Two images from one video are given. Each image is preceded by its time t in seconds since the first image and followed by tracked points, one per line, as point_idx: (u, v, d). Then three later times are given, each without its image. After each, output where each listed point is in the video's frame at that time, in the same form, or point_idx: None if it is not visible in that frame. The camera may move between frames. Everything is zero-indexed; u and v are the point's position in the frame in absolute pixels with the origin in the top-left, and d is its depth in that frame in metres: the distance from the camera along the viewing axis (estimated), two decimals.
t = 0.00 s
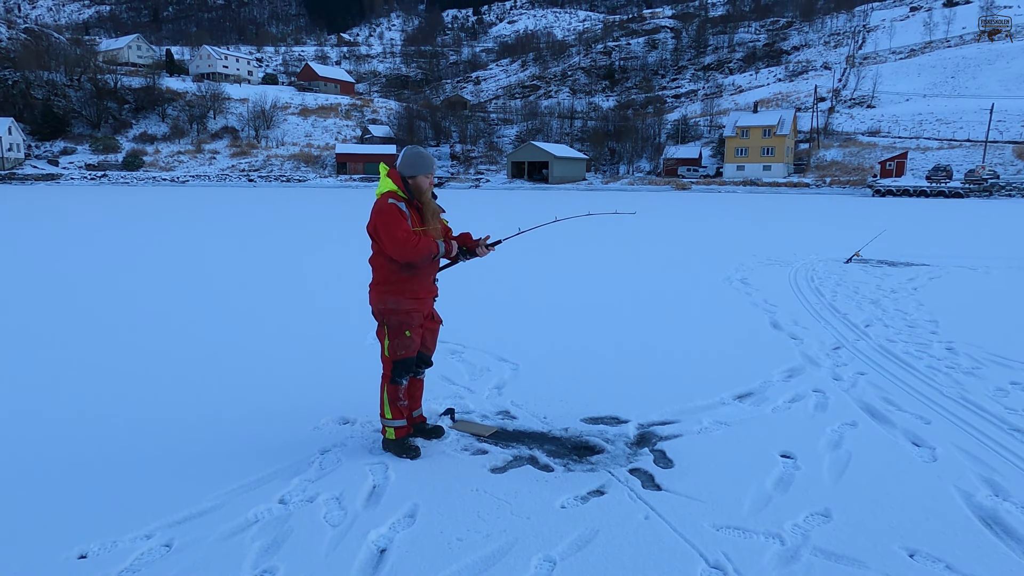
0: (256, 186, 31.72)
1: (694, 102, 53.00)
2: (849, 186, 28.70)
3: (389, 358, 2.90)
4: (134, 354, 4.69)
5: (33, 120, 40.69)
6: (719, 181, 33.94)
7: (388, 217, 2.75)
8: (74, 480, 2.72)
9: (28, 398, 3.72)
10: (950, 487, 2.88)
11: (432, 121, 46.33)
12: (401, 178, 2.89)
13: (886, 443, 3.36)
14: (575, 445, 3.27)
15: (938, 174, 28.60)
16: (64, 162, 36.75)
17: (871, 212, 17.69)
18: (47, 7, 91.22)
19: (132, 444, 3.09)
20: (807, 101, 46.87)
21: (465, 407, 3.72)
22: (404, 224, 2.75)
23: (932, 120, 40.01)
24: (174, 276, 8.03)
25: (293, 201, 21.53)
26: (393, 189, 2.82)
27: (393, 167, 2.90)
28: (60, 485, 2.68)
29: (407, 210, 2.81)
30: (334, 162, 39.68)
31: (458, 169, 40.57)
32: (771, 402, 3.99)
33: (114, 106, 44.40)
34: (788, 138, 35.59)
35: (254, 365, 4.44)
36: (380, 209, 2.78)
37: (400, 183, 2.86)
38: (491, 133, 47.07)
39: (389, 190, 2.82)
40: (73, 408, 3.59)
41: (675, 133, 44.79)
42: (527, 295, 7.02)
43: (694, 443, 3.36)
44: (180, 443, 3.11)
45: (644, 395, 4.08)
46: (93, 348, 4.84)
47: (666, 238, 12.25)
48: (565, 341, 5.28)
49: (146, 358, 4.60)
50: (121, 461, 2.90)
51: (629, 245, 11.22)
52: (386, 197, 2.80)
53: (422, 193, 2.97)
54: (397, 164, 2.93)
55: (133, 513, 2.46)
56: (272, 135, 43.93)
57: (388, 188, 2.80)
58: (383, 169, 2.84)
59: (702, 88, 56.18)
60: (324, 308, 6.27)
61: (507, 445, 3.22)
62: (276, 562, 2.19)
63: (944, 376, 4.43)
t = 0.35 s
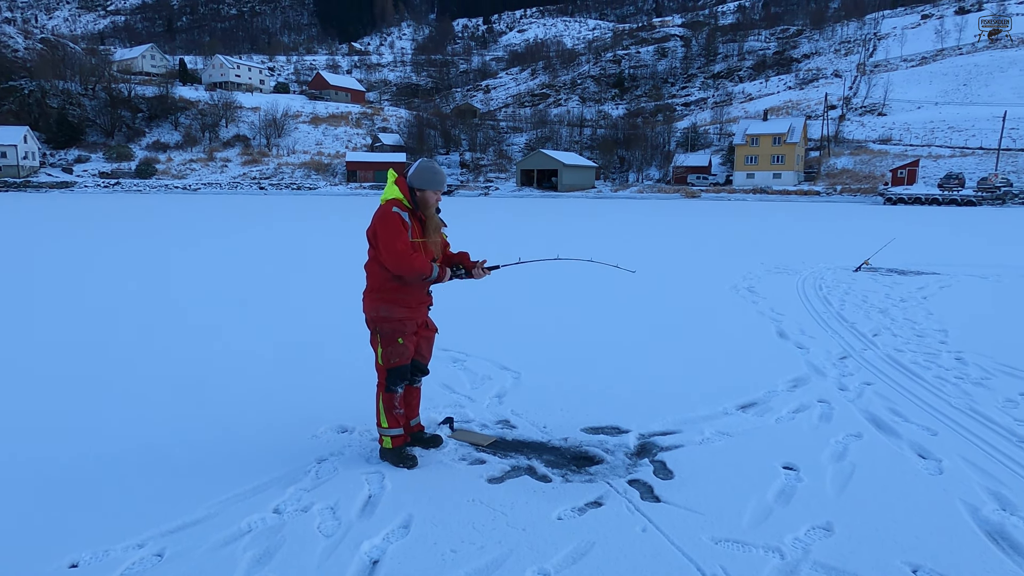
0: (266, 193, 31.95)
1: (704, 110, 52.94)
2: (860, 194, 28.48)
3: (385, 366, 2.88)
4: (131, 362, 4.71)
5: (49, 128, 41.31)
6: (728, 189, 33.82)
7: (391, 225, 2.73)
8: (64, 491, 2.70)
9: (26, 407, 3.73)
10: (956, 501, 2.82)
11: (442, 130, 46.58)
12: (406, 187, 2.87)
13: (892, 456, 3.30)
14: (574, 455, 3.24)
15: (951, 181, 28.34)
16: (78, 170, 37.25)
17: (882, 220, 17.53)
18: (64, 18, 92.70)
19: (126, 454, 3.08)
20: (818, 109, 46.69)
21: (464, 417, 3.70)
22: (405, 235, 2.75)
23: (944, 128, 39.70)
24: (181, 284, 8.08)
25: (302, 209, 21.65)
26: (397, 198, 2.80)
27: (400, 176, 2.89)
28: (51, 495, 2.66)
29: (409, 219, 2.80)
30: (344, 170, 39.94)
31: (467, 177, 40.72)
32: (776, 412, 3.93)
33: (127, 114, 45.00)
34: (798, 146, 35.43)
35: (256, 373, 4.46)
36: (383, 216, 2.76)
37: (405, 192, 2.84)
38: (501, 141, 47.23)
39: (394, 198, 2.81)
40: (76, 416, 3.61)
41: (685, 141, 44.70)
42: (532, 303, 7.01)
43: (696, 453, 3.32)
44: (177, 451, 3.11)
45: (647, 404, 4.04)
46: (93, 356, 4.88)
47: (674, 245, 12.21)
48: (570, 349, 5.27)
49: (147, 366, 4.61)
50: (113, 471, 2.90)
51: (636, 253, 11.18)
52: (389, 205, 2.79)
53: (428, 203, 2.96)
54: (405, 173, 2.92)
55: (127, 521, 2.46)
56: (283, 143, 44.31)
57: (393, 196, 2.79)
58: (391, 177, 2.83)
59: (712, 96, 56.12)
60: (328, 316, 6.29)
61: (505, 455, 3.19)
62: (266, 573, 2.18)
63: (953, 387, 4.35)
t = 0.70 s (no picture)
0: (275, 199, 32.12)
1: (712, 115, 52.82)
2: (869, 200, 28.26)
3: (384, 370, 2.87)
4: (135, 367, 4.73)
5: (60, 134, 41.73)
6: (736, 194, 33.66)
7: (393, 229, 2.73)
8: (64, 495, 2.71)
9: (28, 410, 3.74)
10: (965, 510, 2.77)
11: (449, 135, 46.67)
12: (412, 192, 2.88)
13: (899, 463, 3.25)
14: (576, 461, 3.23)
15: (960, 187, 28.13)
16: (88, 176, 37.57)
17: (891, 225, 17.41)
18: (75, 24, 93.67)
19: (125, 458, 3.08)
20: (826, 114, 46.50)
21: (467, 421, 3.69)
22: (408, 240, 2.75)
23: (953, 133, 39.42)
24: (189, 288, 8.14)
25: (308, 214, 21.75)
26: (401, 203, 2.81)
27: (405, 181, 2.88)
28: (49, 500, 2.66)
29: (413, 224, 2.80)
30: (352, 175, 40.11)
31: (474, 182, 40.81)
32: (780, 419, 3.89)
33: (137, 120, 45.40)
34: (806, 151, 35.25)
35: (262, 377, 4.45)
36: (386, 221, 2.76)
37: (410, 198, 2.84)
38: (508, 147, 47.32)
39: (398, 203, 2.81)
40: (79, 418, 3.62)
41: (692, 146, 44.59)
42: (536, 308, 6.99)
43: (699, 460, 3.29)
44: (177, 455, 3.11)
45: (650, 411, 4.01)
46: (97, 359, 4.89)
47: (680, 250, 12.17)
48: (574, 355, 5.24)
49: (149, 370, 4.62)
50: (111, 475, 2.89)
51: (644, 258, 11.15)
52: (393, 210, 2.79)
53: (432, 210, 2.96)
54: (410, 178, 2.93)
55: (126, 528, 2.46)
56: (292, 149, 44.56)
57: (397, 202, 2.80)
58: (396, 184, 2.84)
59: (720, 101, 55.99)
60: (333, 321, 6.30)
61: (505, 461, 3.18)
62: None
63: (960, 394, 4.29)
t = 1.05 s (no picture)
0: (284, 204, 32.35)
1: (721, 121, 52.76)
2: (879, 205, 28.06)
3: (390, 373, 2.87)
4: (142, 371, 4.75)
5: (74, 140, 42.26)
6: (745, 200, 33.54)
7: (401, 233, 2.73)
8: (69, 498, 2.71)
9: (35, 414, 3.76)
10: (977, 519, 2.74)
11: (458, 141, 46.83)
12: (420, 197, 2.87)
13: (911, 471, 3.21)
14: (583, 466, 3.20)
15: (972, 193, 27.90)
16: (100, 181, 37.98)
17: (901, 231, 17.27)
18: (90, 32, 95.01)
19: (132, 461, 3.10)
20: (836, 120, 46.32)
21: (473, 426, 3.68)
22: (417, 244, 2.75)
23: (965, 138, 39.11)
24: (197, 292, 8.20)
25: (317, 219, 21.89)
26: (409, 207, 2.80)
27: (414, 186, 2.89)
28: (57, 504, 2.66)
29: (421, 229, 2.80)
30: (361, 181, 40.32)
31: (483, 188, 40.90)
32: (790, 425, 3.86)
33: (149, 126, 45.92)
34: (816, 157, 35.08)
35: (270, 382, 4.48)
36: (395, 225, 2.76)
37: (418, 203, 2.85)
38: (517, 152, 47.42)
39: (406, 207, 2.81)
40: (86, 423, 3.64)
41: (701, 152, 44.48)
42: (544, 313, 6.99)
43: (707, 467, 3.26)
44: (182, 459, 3.12)
45: (658, 417, 3.98)
46: (105, 363, 4.93)
47: (688, 256, 12.13)
48: (581, 360, 5.23)
49: (156, 374, 4.64)
50: (118, 479, 2.90)
51: (651, 263, 11.13)
52: (401, 214, 2.78)
53: (440, 216, 2.95)
54: (418, 183, 2.93)
55: (132, 530, 2.47)
56: (301, 154, 44.87)
57: (405, 205, 2.80)
58: (405, 188, 2.84)
59: (729, 107, 55.90)
60: (340, 325, 6.32)
61: (512, 466, 3.16)
62: None
63: (974, 401, 4.24)
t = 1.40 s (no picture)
0: (291, 209, 32.52)
1: (728, 126, 52.66)
2: (887, 211, 27.90)
3: (395, 377, 2.87)
4: (145, 375, 4.75)
5: (84, 145, 42.65)
6: (752, 205, 33.45)
7: (407, 236, 2.74)
8: (75, 502, 2.72)
9: (43, 418, 3.78)
10: (987, 526, 2.70)
11: (464, 146, 46.93)
12: (426, 202, 2.88)
13: (919, 478, 3.18)
14: (588, 472, 3.19)
15: (981, 199, 27.69)
16: (109, 186, 38.27)
17: (910, 236, 17.13)
18: (100, 37, 96.02)
19: (137, 465, 3.11)
20: (843, 125, 46.18)
21: (478, 431, 3.67)
22: (421, 249, 2.75)
23: (973, 143, 38.89)
24: (203, 296, 8.23)
25: (324, 223, 22.01)
26: (416, 212, 2.81)
27: (420, 191, 2.90)
28: (64, 507, 2.68)
29: (427, 232, 2.80)
30: (368, 186, 40.47)
31: (489, 193, 40.97)
32: (797, 431, 3.84)
33: (158, 131, 46.25)
34: (823, 161, 34.94)
35: (275, 385, 4.49)
36: (401, 229, 2.76)
37: (425, 207, 2.85)
38: (523, 157, 47.50)
39: (413, 211, 2.82)
40: (91, 427, 3.65)
41: (708, 157, 44.37)
42: (549, 318, 6.98)
43: (714, 473, 3.24)
44: (184, 464, 3.11)
45: (664, 422, 3.95)
46: (112, 367, 4.96)
47: (694, 261, 12.11)
48: (588, 365, 5.20)
49: (163, 378, 4.67)
50: (125, 482, 2.92)
51: (656, 268, 11.09)
52: (408, 218, 2.79)
53: (445, 221, 2.96)
54: (425, 189, 2.93)
55: (137, 533, 2.47)
56: (308, 159, 45.08)
57: (411, 210, 2.80)
58: (411, 192, 2.85)
59: (736, 112, 55.84)
60: (345, 330, 6.32)
61: (518, 471, 3.15)
62: None
63: (984, 408, 4.19)
